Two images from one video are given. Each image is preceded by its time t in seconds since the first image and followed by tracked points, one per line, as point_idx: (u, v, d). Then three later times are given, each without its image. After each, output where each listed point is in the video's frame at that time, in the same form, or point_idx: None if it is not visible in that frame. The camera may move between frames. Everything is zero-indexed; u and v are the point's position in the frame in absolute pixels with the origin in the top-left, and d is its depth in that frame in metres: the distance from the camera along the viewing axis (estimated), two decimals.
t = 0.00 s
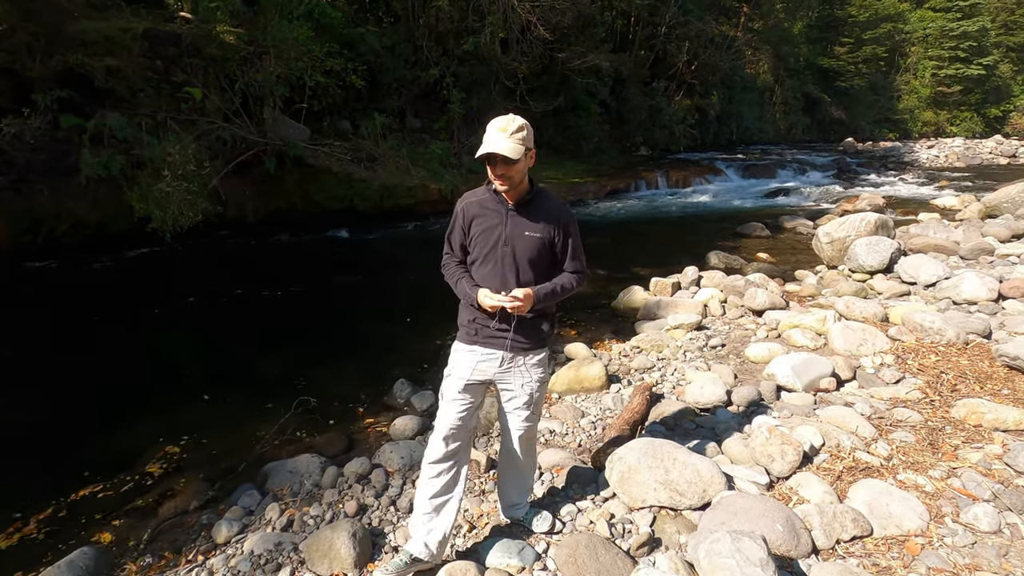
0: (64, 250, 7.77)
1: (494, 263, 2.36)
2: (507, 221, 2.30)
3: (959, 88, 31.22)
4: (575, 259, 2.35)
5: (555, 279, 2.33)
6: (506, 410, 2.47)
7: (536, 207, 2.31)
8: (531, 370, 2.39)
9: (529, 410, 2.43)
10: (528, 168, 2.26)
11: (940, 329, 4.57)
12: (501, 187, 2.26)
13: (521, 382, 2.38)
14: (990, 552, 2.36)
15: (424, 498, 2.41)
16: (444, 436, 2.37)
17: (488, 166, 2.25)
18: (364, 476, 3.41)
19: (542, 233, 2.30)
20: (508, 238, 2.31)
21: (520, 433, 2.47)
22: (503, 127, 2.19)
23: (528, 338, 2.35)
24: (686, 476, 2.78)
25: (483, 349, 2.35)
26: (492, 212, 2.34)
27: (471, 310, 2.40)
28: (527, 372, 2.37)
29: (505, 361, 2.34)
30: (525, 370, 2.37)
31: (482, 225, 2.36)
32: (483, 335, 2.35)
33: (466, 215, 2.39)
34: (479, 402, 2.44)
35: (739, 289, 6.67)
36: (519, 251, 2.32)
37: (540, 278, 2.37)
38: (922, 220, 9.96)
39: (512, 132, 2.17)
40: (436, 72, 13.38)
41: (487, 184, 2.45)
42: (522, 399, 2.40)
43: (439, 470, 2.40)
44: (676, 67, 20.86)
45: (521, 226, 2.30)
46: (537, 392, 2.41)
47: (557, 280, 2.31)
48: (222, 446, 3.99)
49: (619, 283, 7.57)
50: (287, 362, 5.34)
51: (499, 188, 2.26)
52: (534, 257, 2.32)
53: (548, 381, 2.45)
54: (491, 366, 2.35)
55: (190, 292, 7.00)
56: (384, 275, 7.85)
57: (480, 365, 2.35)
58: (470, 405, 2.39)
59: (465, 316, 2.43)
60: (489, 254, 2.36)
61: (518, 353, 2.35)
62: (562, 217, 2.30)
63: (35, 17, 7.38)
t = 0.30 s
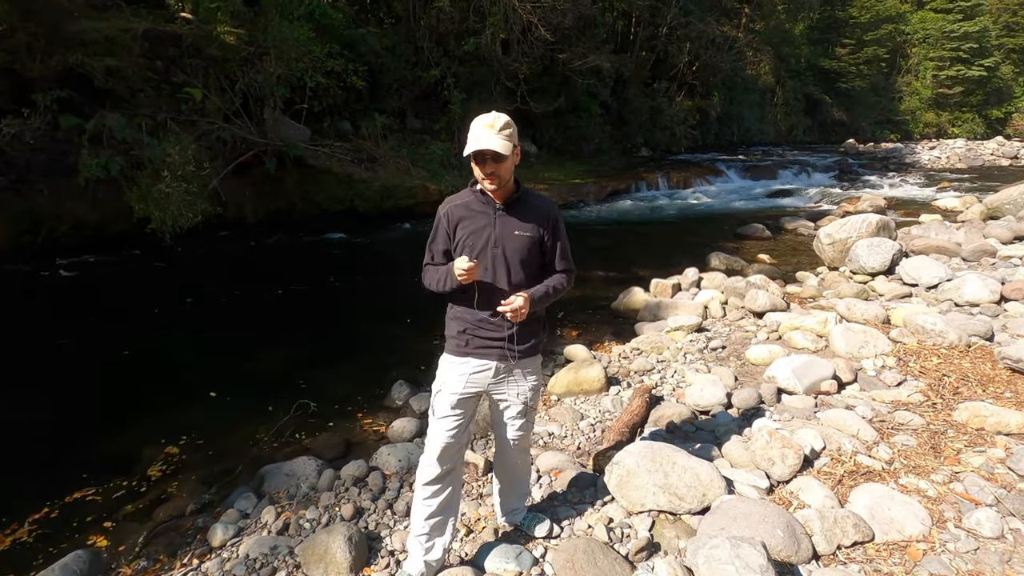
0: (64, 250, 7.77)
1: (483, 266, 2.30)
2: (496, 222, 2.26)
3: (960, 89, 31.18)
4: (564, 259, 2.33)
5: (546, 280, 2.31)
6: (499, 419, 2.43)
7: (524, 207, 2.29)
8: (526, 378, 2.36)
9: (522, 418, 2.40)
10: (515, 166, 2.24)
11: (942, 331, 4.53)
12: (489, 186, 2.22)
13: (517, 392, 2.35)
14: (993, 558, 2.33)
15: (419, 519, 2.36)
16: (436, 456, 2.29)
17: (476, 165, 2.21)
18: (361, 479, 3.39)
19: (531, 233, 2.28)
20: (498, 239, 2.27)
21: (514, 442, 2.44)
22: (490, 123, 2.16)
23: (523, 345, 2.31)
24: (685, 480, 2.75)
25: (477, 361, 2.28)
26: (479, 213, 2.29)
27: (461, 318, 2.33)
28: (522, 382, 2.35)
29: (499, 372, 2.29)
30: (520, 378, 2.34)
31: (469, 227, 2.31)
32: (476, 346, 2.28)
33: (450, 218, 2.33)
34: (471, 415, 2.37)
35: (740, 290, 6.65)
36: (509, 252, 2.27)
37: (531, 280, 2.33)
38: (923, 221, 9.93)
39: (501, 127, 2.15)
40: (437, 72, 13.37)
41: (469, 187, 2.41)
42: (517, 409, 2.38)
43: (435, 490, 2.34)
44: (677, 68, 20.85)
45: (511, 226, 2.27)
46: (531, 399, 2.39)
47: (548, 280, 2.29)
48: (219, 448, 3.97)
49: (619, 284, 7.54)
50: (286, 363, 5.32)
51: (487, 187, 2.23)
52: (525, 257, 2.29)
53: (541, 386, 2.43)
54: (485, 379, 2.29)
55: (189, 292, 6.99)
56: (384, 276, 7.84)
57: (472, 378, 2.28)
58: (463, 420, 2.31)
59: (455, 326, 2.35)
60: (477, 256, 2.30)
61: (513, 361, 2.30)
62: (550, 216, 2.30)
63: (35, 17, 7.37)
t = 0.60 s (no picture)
0: (69, 250, 7.84)
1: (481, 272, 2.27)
2: (495, 227, 2.26)
3: (963, 91, 31.14)
4: (562, 267, 2.32)
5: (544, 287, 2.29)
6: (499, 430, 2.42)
7: (522, 214, 2.29)
8: (528, 391, 2.36)
9: (522, 430, 2.40)
10: (516, 173, 2.26)
11: (945, 334, 4.54)
12: (488, 189, 2.22)
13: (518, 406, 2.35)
14: (995, 560, 2.34)
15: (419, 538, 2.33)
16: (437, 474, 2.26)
17: (478, 166, 2.22)
18: (366, 480, 3.41)
19: (530, 239, 2.26)
20: (497, 244, 2.25)
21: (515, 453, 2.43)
22: (496, 125, 2.17)
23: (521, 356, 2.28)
24: (688, 482, 2.76)
25: (478, 376, 2.24)
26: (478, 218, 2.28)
27: (459, 329, 2.29)
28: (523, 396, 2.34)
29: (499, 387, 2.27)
30: (520, 392, 2.33)
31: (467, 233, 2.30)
32: (476, 361, 2.24)
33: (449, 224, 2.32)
34: (470, 430, 2.34)
35: (742, 292, 6.66)
36: (508, 257, 2.26)
37: (529, 287, 2.31)
38: (926, 223, 9.91)
39: (508, 129, 2.17)
40: (440, 73, 13.39)
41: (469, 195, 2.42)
42: (518, 422, 2.37)
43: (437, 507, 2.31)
44: (679, 69, 20.86)
45: (510, 231, 2.25)
46: (531, 412, 2.39)
47: (547, 287, 2.27)
48: (224, 448, 3.99)
49: (621, 285, 7.56)
50: (290, 363, 5.36)
51: (486, 190, 2.23)
52: (523, 262, 2.26)
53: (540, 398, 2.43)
54: (485, 394, 2.26)
55: (193, 292, 7.04)
56: (386, 276, 7.86)
57: (472, 395, 2.25)
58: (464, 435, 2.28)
59: (452, 337, 2.30)
60: (475, 262, 2.28)
61: (512, 374, 2.27)
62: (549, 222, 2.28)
63: (40, 19, 7.41)
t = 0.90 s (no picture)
0: (70, 250, 7.86)
1: (476, 278, 2.24)
2: (494, 232, 2.23)
3: (962, 91, 31.22)
4: (557, 281, 2.32)
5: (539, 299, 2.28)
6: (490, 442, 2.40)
7: (522, 222, 2.27)
8: (520, 403, 2.36)
9: (515, 441, 2.40)
10: (519, 181, 2.26)
11: (943, 333, 4.58)
12: (490, 189, 2.21)
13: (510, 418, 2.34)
14: (992, 556, 2.37)
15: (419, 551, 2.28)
16: (433, 494, 2.20)
17: (483, 164, 2.23)
18: (369, 477, 3.44)
19: (528, 248, 2.23)
20: (495, 250, 2.22)
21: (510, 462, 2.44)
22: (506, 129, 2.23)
23: (510, 369, 2.26)
24: (689, 479, 2.79)
25: (470, 391, 2.21)
26: (476, 222, 2.27)
27: (450, 337, 2.26)
28: (515, 409, 2.34)
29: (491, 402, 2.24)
30: (512, 405, 2.32)
31: (464, 235, 2.28)
32: (467, 375, 2.21)
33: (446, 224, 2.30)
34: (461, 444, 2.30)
35: (741, 292, 6.70)
36: (505, 265, 2.22)
37: (524, 298, 2.28)
38: (925, 224, 9.95)
39: (515, 133, 2.22)
40: (439, 73, 13.41)
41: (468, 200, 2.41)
42: (510, 434, 2.37)
43: (432, 524, 2.25)
44: (678, 69, 20.90)
45: (508, 238, 2.23)
46: (523, 423, 2.39)
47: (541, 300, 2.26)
48: (227, 446, 4.02)
49: (620, 285, 7.59)
50: (291, 362, 5.38)
51: (488, 190, 2.22)
52: (519, 270, 2.23)
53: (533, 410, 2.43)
54: (478, 409, 2.24)
55: (194, 292, 7.06)
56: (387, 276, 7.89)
57: (465, 409, 2.22)
58: (456, 450, 2.25)
59: (442, 345, 2.26)
60: (470, 267, 2.25)
61: (503, 387, 2.26)
62: (548, 232, 2.26)
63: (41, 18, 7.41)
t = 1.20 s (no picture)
0: (71, 249, 7.87)
1: (470, 284, 2.25)
2: (489, 238, 2.25)
3: (960, 91, 31.31)
4: (547, 293, 2.36)
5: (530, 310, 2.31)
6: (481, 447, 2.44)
7: (517, 230, 2.30)
8: (509, 408, 2.40)
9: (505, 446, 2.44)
10: (518, 191, 2.29)
11: (940, 333, 4.61)
12: (488, 195, 2.23)
13: (499, 424, 2.38)
14: (986, 553, 2.41)
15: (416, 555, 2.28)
16: (424, 502, 2.20)
17: (483, 170, 2.25)
18: (371, 476, 3.46)
19: (522, 256, 2.26)
20: (489, 257, 2.24)
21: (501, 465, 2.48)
22: (510, 138, 2.24)
23: (499, 377, 2.29)
24: (688, 477, 2.82)
25: (459, 399, 2.24)
26: (472, 228, 2.29)
27: (440, 343, 2.28)
28: (504, 416, 2.37)
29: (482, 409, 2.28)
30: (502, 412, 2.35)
31: (459, 240, 2.29)
32: (457, 384, 2.24)
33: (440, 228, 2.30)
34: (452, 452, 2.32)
35: (740, 292, 6.73)
36: (498, 271, 2.24)
37: (515, 306, 2.31)
38: (924, 224, 10.00)
39: (517, 142, 2.23)
40: (439, 73, 13.42)
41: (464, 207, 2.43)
42: (500, 439, 2.41)
43: (424, 532, 2.25)
44: (677, 69, 20.94)
45: (503, 245, 2.25)
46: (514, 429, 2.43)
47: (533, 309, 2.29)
48: (229, 445, 4.04)
49: (619, 285, 7.62)
50: (292, 361, 5.41)
51: (486, 196, 2.24)
52: (513, 279, 2.26)
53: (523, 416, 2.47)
54: (468, 416, 2.27)
55: (195, 291, 7.08)
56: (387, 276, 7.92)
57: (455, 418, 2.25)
58: (446, 458, 2.27)
59: (432, 350, 2.28)
60: (463, 272, 2.25)
61: (492, 395, 2.29)
62: (542, 243, 2.31)
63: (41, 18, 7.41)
